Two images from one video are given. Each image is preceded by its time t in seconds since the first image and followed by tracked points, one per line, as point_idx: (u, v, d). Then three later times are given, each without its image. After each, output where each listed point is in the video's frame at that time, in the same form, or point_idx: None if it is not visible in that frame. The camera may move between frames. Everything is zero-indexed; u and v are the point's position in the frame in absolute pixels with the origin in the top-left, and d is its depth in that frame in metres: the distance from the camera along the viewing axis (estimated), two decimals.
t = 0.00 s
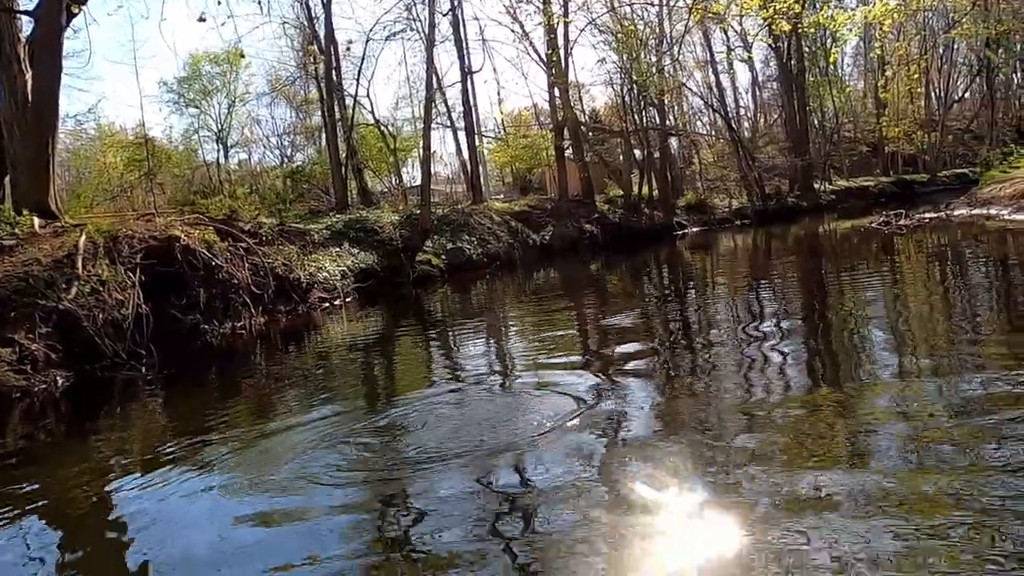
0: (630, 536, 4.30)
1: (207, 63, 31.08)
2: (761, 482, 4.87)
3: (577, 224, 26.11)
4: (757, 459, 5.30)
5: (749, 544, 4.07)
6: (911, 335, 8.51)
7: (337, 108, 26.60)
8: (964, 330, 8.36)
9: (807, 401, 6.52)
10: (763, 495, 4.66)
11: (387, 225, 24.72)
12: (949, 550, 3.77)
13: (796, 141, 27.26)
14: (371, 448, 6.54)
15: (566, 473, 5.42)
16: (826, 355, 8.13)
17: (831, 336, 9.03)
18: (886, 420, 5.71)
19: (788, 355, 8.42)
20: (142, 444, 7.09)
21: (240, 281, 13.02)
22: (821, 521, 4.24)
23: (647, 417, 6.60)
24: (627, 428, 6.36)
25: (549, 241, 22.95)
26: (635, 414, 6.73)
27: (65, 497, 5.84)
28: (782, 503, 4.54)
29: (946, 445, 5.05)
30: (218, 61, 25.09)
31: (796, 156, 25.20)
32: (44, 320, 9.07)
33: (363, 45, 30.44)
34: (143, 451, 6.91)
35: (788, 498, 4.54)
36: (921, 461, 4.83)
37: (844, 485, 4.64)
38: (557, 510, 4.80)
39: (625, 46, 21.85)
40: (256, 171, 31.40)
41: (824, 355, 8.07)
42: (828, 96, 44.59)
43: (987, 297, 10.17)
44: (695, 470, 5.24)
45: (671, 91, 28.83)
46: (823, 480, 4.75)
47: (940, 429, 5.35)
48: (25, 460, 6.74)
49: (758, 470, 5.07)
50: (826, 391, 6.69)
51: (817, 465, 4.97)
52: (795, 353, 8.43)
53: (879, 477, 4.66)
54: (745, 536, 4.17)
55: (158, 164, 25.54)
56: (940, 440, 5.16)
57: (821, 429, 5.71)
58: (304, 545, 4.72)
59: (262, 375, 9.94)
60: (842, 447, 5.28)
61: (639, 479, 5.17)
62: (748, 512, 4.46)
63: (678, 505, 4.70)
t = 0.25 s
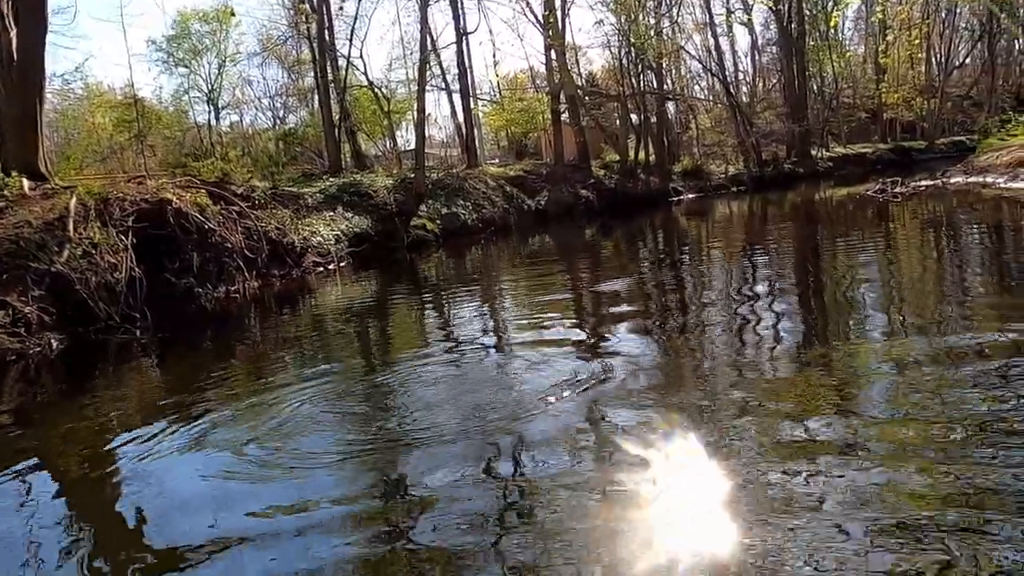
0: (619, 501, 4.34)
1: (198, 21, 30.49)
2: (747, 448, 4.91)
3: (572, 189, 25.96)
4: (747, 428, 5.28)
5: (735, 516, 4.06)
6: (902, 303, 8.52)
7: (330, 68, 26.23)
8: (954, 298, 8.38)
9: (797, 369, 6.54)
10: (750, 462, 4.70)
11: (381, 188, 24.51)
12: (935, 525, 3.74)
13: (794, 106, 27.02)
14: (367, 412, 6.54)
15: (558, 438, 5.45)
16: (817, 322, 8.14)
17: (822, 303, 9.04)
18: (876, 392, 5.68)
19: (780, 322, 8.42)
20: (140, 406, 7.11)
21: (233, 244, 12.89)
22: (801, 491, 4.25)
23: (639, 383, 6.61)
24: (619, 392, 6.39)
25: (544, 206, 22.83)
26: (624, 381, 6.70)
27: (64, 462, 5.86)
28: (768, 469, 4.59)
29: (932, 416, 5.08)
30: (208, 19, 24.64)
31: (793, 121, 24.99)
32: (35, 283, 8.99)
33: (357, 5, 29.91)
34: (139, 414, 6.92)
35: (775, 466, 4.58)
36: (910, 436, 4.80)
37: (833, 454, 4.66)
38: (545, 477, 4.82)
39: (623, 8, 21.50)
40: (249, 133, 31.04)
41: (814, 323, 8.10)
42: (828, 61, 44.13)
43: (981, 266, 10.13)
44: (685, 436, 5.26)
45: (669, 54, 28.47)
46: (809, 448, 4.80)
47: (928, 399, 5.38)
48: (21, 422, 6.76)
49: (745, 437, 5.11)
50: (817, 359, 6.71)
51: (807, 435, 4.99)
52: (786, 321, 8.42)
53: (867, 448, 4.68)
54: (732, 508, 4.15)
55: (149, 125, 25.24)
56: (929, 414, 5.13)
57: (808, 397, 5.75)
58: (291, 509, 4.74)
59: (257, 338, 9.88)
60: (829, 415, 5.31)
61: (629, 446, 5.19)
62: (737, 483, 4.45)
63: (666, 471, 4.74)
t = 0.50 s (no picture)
0: (613, 469, 4.32)
1: None
2: (741, 418, 4.89)
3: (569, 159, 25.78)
4: (743, 399, 5.24)
5: (734, 484, 4.00)
6: (898, 274, 8.49)
7: (325, 34, 25.83)
8: (950, 270, 8.35)
9: (792, 340, 6.51)
10: (743, 432, 4.67)
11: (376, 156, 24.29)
12: (928, 494, 3.73)
13: (793, 76, 26.77)
14: (362, 381, 6.51)
15: (552, 407, 5.43)
16: (812, 293, 8.11)
17: (817, 274, 9.00)
18: (873, 364, 5.64)
19: (775, 293, 8.38)
20: (133, 373, 7.06)
21: (227, 212, 12.74)
22: (795, 459, 4.23)
23: (635, 353, 6.58)
24: (615, 362, 6.35)
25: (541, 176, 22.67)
26: (621, 351, 6.67)
27: (58, 429, 5.82)
28: (761, 438, 4.57)
29: (925, 388, 5.06)
30: None
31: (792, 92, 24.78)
32: (28, 250, 8.87)
33: None
34: (133, 380, 6.87)
35: (769, 437, 4.56)
36: (908, 407, 4.76)
37: (826, 426, 4.65)
38: (539, 445, 4.79)
39: None
40: (243, 99, 30.65)
41: (809, 294, 8.06)
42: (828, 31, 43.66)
43: (979, 238, 10.09)
44: (679, 406, 5.24)
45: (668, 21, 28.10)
46: (802, 418, 4.78)
47: (921, 372, 5.37)
48: (16, 389, 6.71)
49: (739, 408, 5.09)
50: (812, 330, 6.68)
51: (800, 406, 4.98)
52: (780, 292, 8.39)
53: (858, 420, 4.67)
54: (730, 476, 4.10)
55: (141, 91, 24.87)
56: (923, 386, 5.09)
57: (802, 368, 5.72)
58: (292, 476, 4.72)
59: (253, 307, 9.81)
60: (823, 385, 5.29)
61: (624, 415, 5.16)
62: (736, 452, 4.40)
63: (659, 440, 4.71)
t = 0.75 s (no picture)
0: (609, 461, 4.26)
1: None
2: (738, 408, 4.83)
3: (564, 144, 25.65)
4: (738, 388, 5.18)
5: (730, 478, 3.93)
6: (895, 262, 8.43)
7: (318, 16, 25.54)
8: (946, 257, 8.30)
9: (789, 328, 6.46)
10: (740, 422, 4.62)
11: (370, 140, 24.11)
12: (927, 489, 3.68)
13: (789, 61, 26.60)
14: (357, 369, 6.44)
15: (548, 396, 5.37)
16: (808, 281, 8.05)
17: (813, 261, 8.94)
18: (866, 353, 5.59)
19: (771, 279, 8.33)
20: (126, 361, 6.97)
21: (220, 197, 12.60)
22: (793, 450, 4.19)
23: (632, 341, 6.51)
24: (611, 350, 6.28)
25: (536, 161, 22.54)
26: (617, 339, 6.60)
27: (50, 418, 5.74)
28: (759, 429, 4.51)
29: (922, 377, 5.01)
30: None
31: (789, 78, 24.64)
32: (20, 235, 8.73)
33: None
34: (125, 368, 6.78)
35: (766, 426, 4.51)
36: (901, 398, 4.71)
37: (823, 415, 4.60)
38: (533, 436, 4.73)
39: None
40: (235, 83, 30.36)
41: (805, 282, 8.01)
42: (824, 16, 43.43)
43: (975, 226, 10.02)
44: (676, 395, 5.18)
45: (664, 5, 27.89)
46: (799, 408, 4.72)
47: (918, 361, 5.31)
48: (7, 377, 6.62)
49: (736, 397, 5.03)
50: (809, 318, 6.62)
51: (798, 394, 4.92)
52: (776, 279, 8.34)
53: (856, 408, 4.62)
54: (725, 470, 4.04)
55: (132, 73, 24.61)
56: (921, 375, 5.04)
57: (799, 356, 5.67)
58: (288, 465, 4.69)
59: (247, 293, 9.71)
60: (820, 374, 5.24)
61: (620, 404, 5.10)
62: (732, 444, 4.33)
63: (655, 430, 4.65)
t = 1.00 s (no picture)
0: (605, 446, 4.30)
1: None
2: (733, 395, 4.87)
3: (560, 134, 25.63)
4: (733, 376, 5.19)
5: (724, 463, 3.94)
6: (890, 250, 8.47)
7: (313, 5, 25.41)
8: (941, 245, 8.35)
9: (784, 315, 6.49)
10: (736, 408, 4.65)
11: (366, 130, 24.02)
12: (921, 471, 3.72)
13: (786, 51, 26.59)
14: (354, 357, 6.45)
15: (545, 383, 5.40)
16: (803, 269, 8.09)
17: (808, 250, 8.98)
18: (861, 339, 5.63)
19: (766, 268, 8.37)
20: (122, 349, 6.97)
21: (216, 186, 12.55)
22: (787, 435, 4.22)
23: (628, 328, 6.55)
24: (608, 339, 6.31)
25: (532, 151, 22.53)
26: (613, 327, 6.63)
27: (47, 405, 5.74)
28: (754, 415, 4.54)
29: (916, 363, 5.05)
30: None
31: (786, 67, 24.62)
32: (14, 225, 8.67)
33: None
34: (122, 356, 6.78)
35: (761, 413, 4.54)
36: (895, 383, 4.76)
37: (818, 402, 4.63)
38: (531, 421, 4.76)
39: None
40: (230, 72, 30.20)
41: (801, 270, 8.04)
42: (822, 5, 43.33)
43: (971, 215, 10.03)
44: (672, 381, 5.21)
45: None
46: (794, 394, 4.76)
47: (912, 347, 5.35)
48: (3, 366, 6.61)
49: (732, 383, 5.07)
50: (805, 306, 6.65)
51: (792, 382, 4.96)
52: (771, 268, 8.37)
53: (849, 395, 4.66)
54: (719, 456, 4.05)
55: (126, 62, 24.45)
56: (915, 362, 5.08)
57: (793, 344, 5.70)
58: (287, 450, 4.71)
59: (243, 283, 9.70)
60: (815, 361, 5.28)
61: (617, 391, 5.13)
62: (726, 431, 4.34)
63: (652, 415, 4.69)
